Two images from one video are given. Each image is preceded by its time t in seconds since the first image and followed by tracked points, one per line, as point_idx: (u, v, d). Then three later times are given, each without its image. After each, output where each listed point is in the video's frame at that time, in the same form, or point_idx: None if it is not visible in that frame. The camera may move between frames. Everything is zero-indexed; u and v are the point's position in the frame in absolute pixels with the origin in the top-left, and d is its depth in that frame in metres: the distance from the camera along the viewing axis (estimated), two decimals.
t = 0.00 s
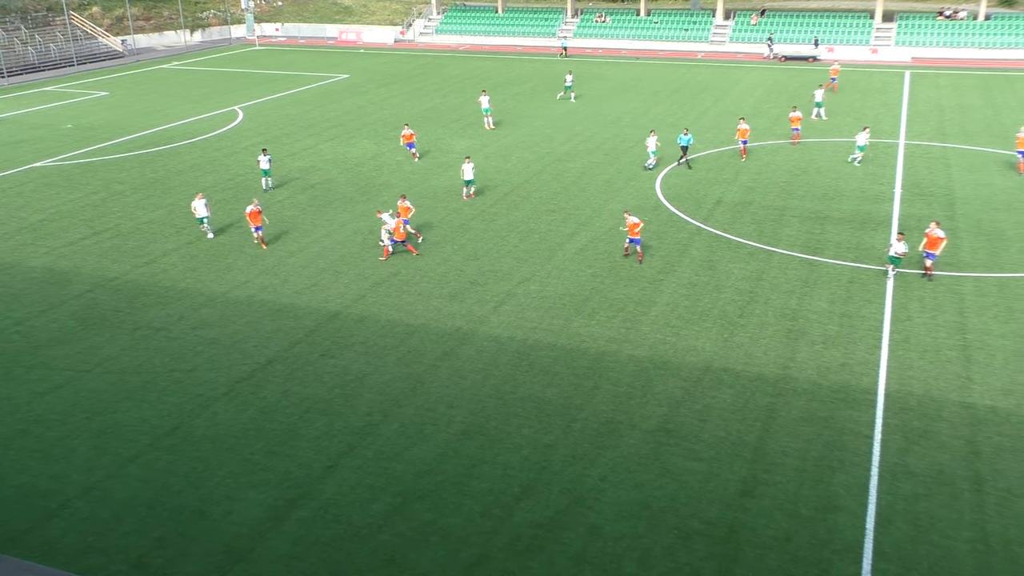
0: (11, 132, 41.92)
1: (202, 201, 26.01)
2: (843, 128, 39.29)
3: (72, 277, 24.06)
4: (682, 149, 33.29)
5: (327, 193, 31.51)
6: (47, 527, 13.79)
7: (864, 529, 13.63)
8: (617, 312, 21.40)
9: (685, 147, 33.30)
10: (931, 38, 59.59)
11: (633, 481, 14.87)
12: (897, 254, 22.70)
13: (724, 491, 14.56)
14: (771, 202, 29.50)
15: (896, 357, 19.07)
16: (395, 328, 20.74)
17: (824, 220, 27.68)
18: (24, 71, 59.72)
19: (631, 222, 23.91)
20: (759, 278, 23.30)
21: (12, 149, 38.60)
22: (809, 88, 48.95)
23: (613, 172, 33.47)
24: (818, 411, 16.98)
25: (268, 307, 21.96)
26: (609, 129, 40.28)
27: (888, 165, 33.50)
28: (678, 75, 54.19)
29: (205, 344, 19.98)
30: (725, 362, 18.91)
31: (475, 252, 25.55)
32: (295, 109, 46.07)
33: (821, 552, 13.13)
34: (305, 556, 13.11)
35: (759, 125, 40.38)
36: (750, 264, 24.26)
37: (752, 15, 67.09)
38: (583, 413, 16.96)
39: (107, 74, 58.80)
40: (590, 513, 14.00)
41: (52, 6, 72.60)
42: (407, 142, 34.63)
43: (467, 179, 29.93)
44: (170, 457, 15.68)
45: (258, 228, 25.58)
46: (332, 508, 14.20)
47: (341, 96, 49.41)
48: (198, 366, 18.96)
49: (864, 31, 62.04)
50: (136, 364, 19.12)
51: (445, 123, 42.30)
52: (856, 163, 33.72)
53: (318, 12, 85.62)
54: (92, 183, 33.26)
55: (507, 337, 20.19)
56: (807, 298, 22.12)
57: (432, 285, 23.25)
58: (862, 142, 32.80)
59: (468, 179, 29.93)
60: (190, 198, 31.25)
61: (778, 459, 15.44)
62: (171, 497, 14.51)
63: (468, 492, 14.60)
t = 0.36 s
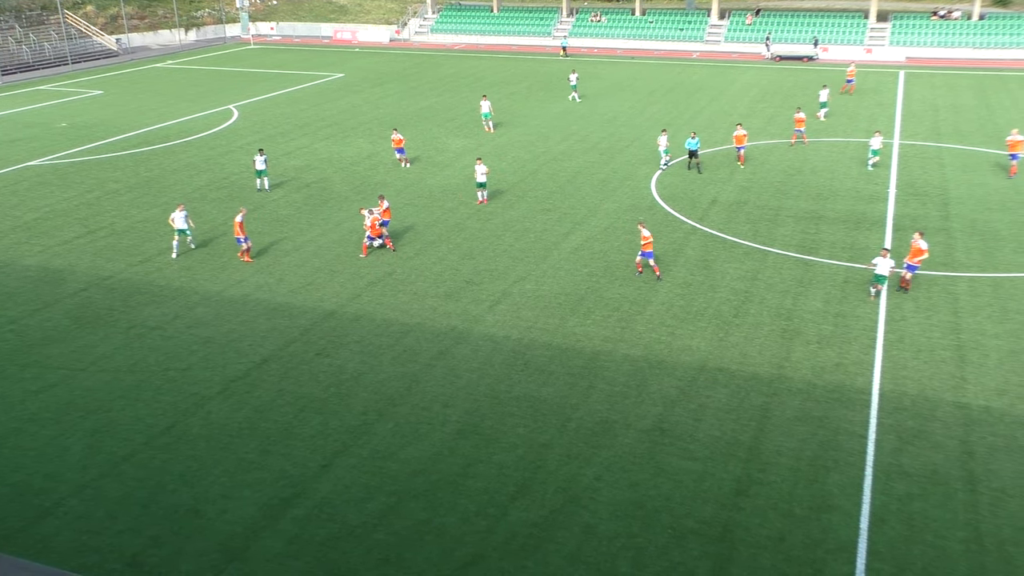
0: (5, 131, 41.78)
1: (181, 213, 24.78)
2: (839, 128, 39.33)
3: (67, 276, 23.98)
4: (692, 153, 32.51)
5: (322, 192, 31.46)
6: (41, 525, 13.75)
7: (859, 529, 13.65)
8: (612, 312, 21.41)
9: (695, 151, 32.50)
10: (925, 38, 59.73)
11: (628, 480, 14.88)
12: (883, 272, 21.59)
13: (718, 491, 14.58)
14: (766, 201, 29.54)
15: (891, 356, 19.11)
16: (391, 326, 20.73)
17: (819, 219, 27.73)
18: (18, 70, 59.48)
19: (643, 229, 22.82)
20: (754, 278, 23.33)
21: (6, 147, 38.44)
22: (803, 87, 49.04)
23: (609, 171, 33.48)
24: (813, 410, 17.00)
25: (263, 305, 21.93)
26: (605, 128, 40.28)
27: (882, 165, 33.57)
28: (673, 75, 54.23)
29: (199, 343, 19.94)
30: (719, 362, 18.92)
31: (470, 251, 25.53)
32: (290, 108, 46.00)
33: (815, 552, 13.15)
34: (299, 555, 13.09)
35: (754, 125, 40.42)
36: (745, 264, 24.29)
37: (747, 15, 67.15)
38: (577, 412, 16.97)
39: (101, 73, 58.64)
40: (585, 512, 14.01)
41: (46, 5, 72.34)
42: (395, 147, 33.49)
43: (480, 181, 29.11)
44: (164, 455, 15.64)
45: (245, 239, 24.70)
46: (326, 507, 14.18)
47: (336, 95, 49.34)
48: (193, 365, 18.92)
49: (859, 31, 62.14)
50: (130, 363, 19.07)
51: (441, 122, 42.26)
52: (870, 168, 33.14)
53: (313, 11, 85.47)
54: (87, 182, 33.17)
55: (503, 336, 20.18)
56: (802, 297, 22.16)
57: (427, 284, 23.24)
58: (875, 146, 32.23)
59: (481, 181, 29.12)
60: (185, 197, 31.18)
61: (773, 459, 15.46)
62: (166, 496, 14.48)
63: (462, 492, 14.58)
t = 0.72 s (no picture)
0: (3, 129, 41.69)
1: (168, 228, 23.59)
2: (837, 129, 39.35)
3: (64, 275, 23.92)
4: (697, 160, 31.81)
5: (320, 191, 31.44)
6: (38, 524, 13.73)
7: (855, 529, 13.66)
8: (609, 312, 21.40)
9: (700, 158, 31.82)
10: (923, 38, 59.80)
11: (625, 480, 14.88)
12: (878, 289, 20.48)
13: (716, 491, 14.59)
14: (764, 202, 29.55)
15: (888, 357, 19.14)
16: (388, 326, 20.72)
17: (816, 220, 27.75)
18: (15, 69, 59.35)
19: (659, 230, 22.44)
20: (752, 278, 23.34)
21: (4, 146, 38.35)
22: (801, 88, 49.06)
23: (606, 171, 33.49)
24: (810, 411, 17.01)
25: (260, 304, 21.90)
26: (603, 128, 40.28)
27: (880, 165, 33.60)
28: (671, 75, 54.23)
29: (197, 342, 19.91)
30: (717, 362, 18.92)
31: (468, 250, 25.52)
32: (288, 107, 45.97)
33: (812, 552, 13.17)
34: (296, 554, 13.08)
35: (752, 125, 40.42)
36: (742, 264, 24.30)
37: (745, 15, 67.15)
38: (575, 412, 16.97)
39: (99, 71, 58.56)
40: (582, 512, 14.01)
41: (44, 3, 72.17)
42: (380, 152, 32.73)
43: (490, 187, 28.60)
44: (161, 455, 15.62)
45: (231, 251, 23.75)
46: (324, 506, 14.17)
47: (334, 94, 49.29)
48: (190, 364, 18.89)
49: (856, 31, 62.20)
50: (128, 362, 19.04)
51: (439, 122, 42.24)
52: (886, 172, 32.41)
53: (312, 11, 85.39)
54: (85, 181, 33.10)
55: (500, 336, 20.17)
56: (799, 298, 22.17)
57: (425, 283, 23.23)
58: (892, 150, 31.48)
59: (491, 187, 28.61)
60: (183, 196, 31.13)
61: (770, 459, 15.47)
62: (162, 495, 14.46)
63: (459, 491, 14.58)
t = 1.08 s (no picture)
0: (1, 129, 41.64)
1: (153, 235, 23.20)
2: (834, 129, 39.38)
3: (62, 275, 23.89)
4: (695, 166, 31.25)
5: (318, 191, 31.43)
6: (36, 525, 13.72)
7: (853, 529, 13.68)
8: (607, 312, 21.41)
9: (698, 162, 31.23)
10: (920, 38, 59.89)
11: (623, 480, 14.88)
12: (876, 310, 19.67)
13: (714, 491, 14.60)
14: (762, 202, 29.58)
15: (885, 357, 19.14)
16: (386, 326, 20.72)
17: (814, 220, 27.78)
18: (13, 69, 59.24)
19: (672, 243, 22.04)
20: (750, 278, 23.35)
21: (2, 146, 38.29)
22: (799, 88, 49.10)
23: (604, 171, 33.50)
24: (808, 410, 17.02)
25: (258, 304, 21.89)
26: (601, 128, 40.29)
27: (878, 165, 33.63)
28: (669, 75, 54.26)
29: (195, 342, 19.89)
30: (715, 362, 18.93)
31: (466, 250, 25.52)
32: (287, 107, 45.95)
33: (810, 552, 13.18)
34: (294, 554, 13.08)
35: (750, 125, 40.44)
36: (740, 264, 24.31)
37: (743, 15, 67.17)
38: (573, 412, 16.97)
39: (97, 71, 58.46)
40: (580, 512, 14.01)
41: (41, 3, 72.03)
42: (360, 158, 31.86)
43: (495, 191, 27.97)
44: (159, 455, 15.61)
45: (209, 262, 22.93)
46: (322, 506, 14.16)
47: (332, 94, 49.27)
48: (189, 364, 18.87)
49: (854, 31, 62.26)
50: (126, 362, 19.02)
51: (437, 122, 42.22)
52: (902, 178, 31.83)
53: (310, 10, 85.30)
54: (83, 180, 33.07)
55: (498, 336, 20.17)
56: (797, 298, 22.19)
57: (423, 283, 23.22)
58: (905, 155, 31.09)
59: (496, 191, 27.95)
60: (180, 196, 31.11)
61: (768, 459, 15.48)
62: (160, 495, 14.44)
63: (458, 491, 14.57)
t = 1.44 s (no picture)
0: None
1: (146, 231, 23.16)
2: (833, 128, 39.38)
3: (61, 275, 23.86)
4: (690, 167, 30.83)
5: (317, 191, 31.42)
6: (35, 525, 13.72)
7: (852, 529, 13.68)
8: (606, 312, 21.40)
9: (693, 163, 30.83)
10: (919, 38, 59.94)
11: (623, 479, 14.89)
12: (874, 329, 18.59)
13: (713, 490, 14.60)
14: (761, 201, 29.57)
15: (885, 356, 19.14)
16: (385, 326, 20.71)
17: (813, 219, 27.79)
18: (11, 69, 59.15)
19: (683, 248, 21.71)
20: (749, 278, 23.35)
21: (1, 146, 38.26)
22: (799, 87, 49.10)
23: (603, 171, 33.49)
24: (807, 410, 17.03)
25: (257, 304, 21.88)
26: (600, 128, 40.27)
27: (877, 165, 33.62)
28: (668, 74, 54.29)
29: (194, 342, 19.88)
30: (714, 362, 18.94)
31: (465, 250, 25.51)
32: (286, 107, 45.94)
33: (809, 551, 13.18)
34: (294, 554, 13.08)
35: (749, 125, 40.45)
36: (739, 264, 24.31)
37: (742, 15, 67.18)
38: (572, 412, 16.96)
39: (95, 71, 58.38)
40: (580, 512, 14.01)
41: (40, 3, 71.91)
42: (340, 161, 31.17)
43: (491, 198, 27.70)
44: (159, 454, 15.61)
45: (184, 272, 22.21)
46: (321, 506, 14.16)
47: (331, 94, 49.26)
48: (188, 364, 18.87)
49: (853, 31, 62.30)
50: (125, 362, 19.01)
51: (436, 121, 42.21)
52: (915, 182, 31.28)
53: (309, 10, 85.21)
54: (82, 180, 33.05)
55: (497, 335, 20.16)
56: (796, 297, 22.18)
57: (422, 283, 23.21)
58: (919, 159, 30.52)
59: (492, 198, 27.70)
60: (179, 196, 31.10)
61: (767, 458, 15.48)
62: (160, 496, 14.44)
63: (457, 491, 14.57)
